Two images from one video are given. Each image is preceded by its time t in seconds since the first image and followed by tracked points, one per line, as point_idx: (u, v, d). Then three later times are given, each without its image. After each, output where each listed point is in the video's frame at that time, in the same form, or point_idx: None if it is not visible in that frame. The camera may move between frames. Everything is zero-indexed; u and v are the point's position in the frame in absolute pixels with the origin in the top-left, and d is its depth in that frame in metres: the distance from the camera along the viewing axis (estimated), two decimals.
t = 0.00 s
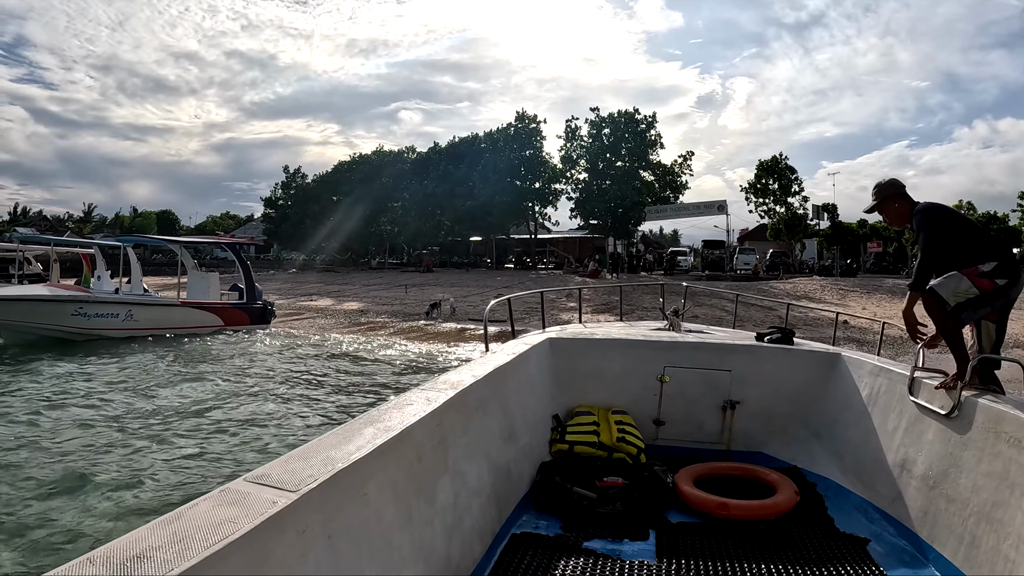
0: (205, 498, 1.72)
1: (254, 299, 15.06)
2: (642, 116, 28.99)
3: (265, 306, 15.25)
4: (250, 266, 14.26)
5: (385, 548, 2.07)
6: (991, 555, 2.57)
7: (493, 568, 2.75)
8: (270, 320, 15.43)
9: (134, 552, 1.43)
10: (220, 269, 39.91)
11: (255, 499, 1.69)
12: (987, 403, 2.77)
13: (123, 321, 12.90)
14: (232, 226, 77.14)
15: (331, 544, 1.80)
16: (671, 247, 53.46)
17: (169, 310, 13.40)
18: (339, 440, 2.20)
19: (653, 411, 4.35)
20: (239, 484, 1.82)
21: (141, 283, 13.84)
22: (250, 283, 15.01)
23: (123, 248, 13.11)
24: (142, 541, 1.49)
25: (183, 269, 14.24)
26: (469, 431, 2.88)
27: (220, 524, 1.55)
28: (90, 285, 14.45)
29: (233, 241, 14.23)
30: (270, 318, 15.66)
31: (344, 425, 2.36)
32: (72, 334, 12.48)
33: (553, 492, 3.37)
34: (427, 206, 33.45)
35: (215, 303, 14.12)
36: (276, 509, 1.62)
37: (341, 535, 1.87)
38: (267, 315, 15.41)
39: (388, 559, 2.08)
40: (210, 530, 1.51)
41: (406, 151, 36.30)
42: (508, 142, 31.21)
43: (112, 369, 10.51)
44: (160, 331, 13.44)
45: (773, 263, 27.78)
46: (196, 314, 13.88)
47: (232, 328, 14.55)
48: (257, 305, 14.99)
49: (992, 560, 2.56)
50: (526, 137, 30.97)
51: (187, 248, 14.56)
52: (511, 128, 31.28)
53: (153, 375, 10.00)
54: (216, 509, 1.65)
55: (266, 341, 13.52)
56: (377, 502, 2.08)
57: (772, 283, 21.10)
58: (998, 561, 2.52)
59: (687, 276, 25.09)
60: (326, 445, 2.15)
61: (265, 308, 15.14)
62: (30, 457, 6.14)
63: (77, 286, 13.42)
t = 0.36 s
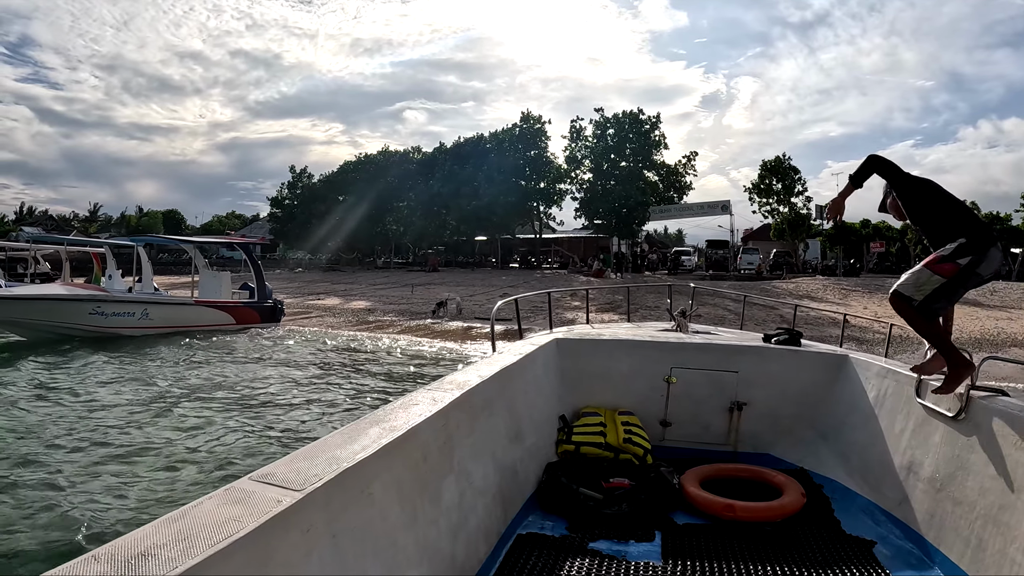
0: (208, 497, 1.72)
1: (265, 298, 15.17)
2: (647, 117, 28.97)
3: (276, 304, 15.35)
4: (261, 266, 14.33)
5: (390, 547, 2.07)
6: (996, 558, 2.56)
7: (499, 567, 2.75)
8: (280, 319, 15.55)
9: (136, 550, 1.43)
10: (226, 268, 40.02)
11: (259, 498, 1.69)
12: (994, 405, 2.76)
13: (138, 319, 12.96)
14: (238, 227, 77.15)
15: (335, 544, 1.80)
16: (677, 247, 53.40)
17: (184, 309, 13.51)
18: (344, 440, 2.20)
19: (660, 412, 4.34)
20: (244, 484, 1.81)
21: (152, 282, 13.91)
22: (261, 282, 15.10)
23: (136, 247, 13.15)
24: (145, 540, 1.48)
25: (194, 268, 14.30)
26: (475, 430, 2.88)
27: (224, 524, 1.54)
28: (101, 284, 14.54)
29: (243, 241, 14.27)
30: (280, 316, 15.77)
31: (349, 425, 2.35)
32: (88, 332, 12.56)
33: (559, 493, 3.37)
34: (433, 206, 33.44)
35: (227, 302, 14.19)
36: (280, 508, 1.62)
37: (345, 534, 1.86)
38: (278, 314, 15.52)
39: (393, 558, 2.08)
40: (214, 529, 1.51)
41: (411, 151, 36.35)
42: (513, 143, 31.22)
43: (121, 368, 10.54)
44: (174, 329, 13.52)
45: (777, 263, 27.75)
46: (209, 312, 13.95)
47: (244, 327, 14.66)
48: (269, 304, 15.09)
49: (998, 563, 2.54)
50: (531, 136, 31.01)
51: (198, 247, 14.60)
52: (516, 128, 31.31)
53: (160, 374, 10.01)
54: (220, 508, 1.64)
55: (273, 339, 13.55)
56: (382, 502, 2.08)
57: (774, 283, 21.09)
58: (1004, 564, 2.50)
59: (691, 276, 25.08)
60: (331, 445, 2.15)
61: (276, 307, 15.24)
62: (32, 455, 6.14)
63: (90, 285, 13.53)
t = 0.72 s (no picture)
0: (221, 506, 1.72)
1: (276, 295, 15.23)
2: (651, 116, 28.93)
3: (286, 301, 15.41)
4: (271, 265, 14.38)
5: (402, 552, 2.07)
6: (1007, 557, 2.55)
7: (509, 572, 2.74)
8: (290, 316, 15.62)
9: (150, 560, 1.43)
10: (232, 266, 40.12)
11: (271, 506, 1.70)
12: (1003, 404, 2.75)
13: (154, 317, 13.02)
14: (243, 225, 77.24)
15: (347, 551, 1.81)
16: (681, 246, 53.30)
17: (196, 307, 13.54)
18: (354, 447, 2.20)
19: (669, 413, 4.34)
20: (256, 492, 1.82)
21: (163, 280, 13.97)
22: (271, 280, 15.16)
23: (148, 245, 13.18)
24: (158, 550, 1.48)
25: (204, 266, 14.34)
26: (483, 435, 2.88)
27: (238, 532, 1.54)
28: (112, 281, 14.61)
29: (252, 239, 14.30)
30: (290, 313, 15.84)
31: (360, 431, 2.36)
32: (104, 330, 12.63)
33: (569, 495, 3.37)
34: (439, 204, 33.39)
35: (239, 300, 14.25)
36: (293, 516, 1.62)
37: (357, 541, 1.86)
38: (288, 311, 15.59)
39: (405, 563, 2.08)
40: (228, 538, 1.52)
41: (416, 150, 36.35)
42: (517, 142, 31.15)
43: (130, 365, 10.59)
44: (189, 327, 13.59)
45: (780, 262, 27.69)
46: (221, 310, 14.01)
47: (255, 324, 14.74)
48: (279, 301, 15.16)
49: (1008, 562, 2.54)
50: (534, 135, 30.96)
51: (209, 245, 14.62)
52: (521, 127, 31.29)
53: (169, 371, 10.04)
54: (233, 517, 1.65)
55: (280, 337, 13.58)
56: (393, 509, 2.08)
57: (777, 282, 21.03)
58: (1014, 563, 2.50)
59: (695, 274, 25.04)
60: (341, 451, 2.15)
61: (286, 304, 15.31)
62: (36, 453, 6.14)
63: (101, 283, 13.59)
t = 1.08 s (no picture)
0: (231, 509, 1.73)
1: (286, 294, 15.27)
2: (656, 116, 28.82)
3: (297, 300, 15.45)
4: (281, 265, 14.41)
5: (411, 556, 2.07)
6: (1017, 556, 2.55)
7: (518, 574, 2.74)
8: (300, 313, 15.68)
9: (161, 563, 1.43)
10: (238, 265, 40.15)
11: (280, 508, 1.70)
12: (1012, 403, 2.75)
13: (169, 316, 13.05)
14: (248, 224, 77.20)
15: (357, 553, 1.81)
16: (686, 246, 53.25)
17: (209, 305, 13.56)
18: (363, 449, 2.20)
19: (677, 414, 4.34)
20: (265, 494, 1.82)
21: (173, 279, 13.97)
22: (282, 279, 15.20)
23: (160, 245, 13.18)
24: (169, 552, 1.49)
25: (215, 265, 14.35)
26: (492, 437, 2.88)
27: (247, 535, 1.54)
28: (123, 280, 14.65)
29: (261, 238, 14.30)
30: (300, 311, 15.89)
31: (369, 433, 2.36)
32: (121, 328, 12.67)
33: (577, 496, 3.37)
34: (445, 203, 33.37)
35: (250, 299, 14.29)
36: (302, 519, 1.62)
37: (367, 542, 1.87)
38: (298, 309, 15.64)
39: (414, 567, 2.08)
40: (238, 540, 1.52)
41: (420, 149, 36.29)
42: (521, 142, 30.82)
43: (139, 363, 10.61)
44: (204, 325, 13.63)
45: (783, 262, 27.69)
46: (234, 309, 14.05)
47: (267, 322, 14.80)
48: (290, 300, 15.21)
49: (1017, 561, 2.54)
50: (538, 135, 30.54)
51: (219, 245, 14.62)
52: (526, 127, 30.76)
53: (177, 370, 10.05)
54: (242, 519, 1.65)
55: (287, 336, 13.60)
56: (402, 511, 2.08)
57: (780, 282, 20.86)
58: None
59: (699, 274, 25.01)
60: (350, 453, 2.16)
61: (296, 302, 15.36)
62: (40, 451, 6.15)
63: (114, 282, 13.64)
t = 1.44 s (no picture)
0: (233, 498, 1.73)
1: (296, 294, 15.30)
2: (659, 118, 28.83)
3: (306, 300, 15.48)
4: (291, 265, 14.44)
5: (414, 548, 2.07)
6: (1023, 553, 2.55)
7: (522, 567, 2.75)
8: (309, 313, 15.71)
9: (161, 551, 1.43)
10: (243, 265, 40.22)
11: (281, 499, 1.70)
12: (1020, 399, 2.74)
13: (183, 316, 13.08)
14: (253, 225, 77.24)
15: (358, 543, 1.81)
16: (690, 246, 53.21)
17: (222, 305, 13.59)
18: (367, 440, 2.20)
19: (684, 409, 4.34)
20: (267, 484, 1.82)
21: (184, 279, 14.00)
22: (292, 279, 15.22)
23: (171, 245, 13.20)
24: (169, 541, 1.49)
25: (224, 265, 14.37)
26: (497, 430, 2.87)
27: (248, 524, 1.55)
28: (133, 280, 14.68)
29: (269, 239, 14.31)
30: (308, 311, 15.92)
31: (373, 425, 2.36)
32: (136, 328, 12.69)
33: (583, 491, 3.37)
34: (449, 204, 33.37)
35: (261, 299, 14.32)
36: (302, 509, 1.62)
37: (369, 532, 1.87)
38: (307, 309, 15.68)
39: (417, 558, 2.08)
40: (238, 530, 1.52)
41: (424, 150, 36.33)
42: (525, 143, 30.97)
43: (146, 362, 10.64)
44: (217, 324, 13.66)
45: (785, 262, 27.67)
46: (245, 308, 14.09)
47: (277, 322, 14.84)
48: (299, 299, 15.24)
49: None
50: (542, 137, 30.71)
51: (229, 245, 14.64)
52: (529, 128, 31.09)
53: (186, 369, 10.08)
54: (243, 509, 1.65)
55: (293, 335, 13.61)
56: (406, 503, 2.08)
57: (780, 283, 20.83)
58: None
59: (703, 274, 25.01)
60: (354, 445, 2.16)
61: (306, 302, 15.39)
62: (44, 449, 6.17)
63: (124, 282, 13.68)
